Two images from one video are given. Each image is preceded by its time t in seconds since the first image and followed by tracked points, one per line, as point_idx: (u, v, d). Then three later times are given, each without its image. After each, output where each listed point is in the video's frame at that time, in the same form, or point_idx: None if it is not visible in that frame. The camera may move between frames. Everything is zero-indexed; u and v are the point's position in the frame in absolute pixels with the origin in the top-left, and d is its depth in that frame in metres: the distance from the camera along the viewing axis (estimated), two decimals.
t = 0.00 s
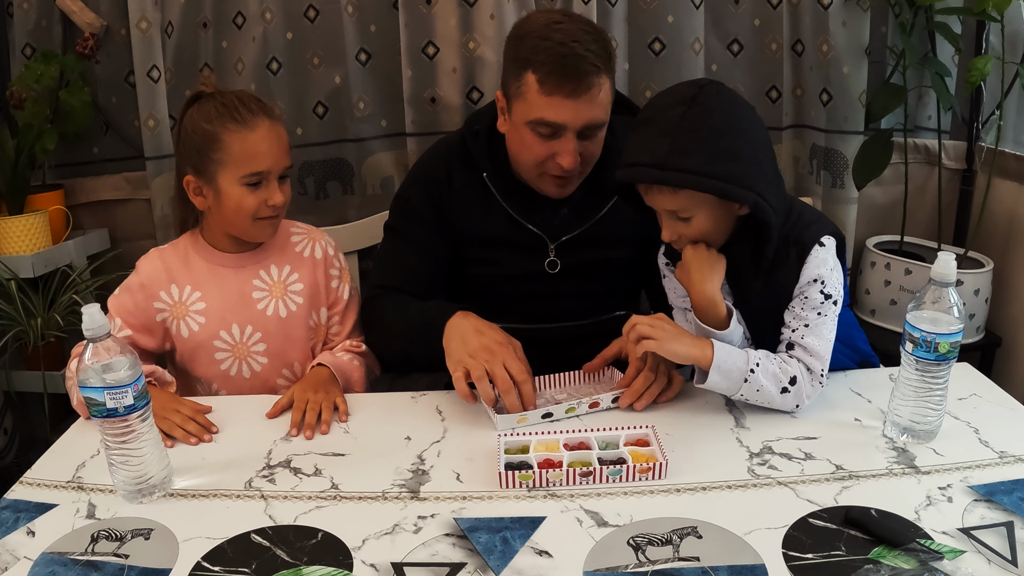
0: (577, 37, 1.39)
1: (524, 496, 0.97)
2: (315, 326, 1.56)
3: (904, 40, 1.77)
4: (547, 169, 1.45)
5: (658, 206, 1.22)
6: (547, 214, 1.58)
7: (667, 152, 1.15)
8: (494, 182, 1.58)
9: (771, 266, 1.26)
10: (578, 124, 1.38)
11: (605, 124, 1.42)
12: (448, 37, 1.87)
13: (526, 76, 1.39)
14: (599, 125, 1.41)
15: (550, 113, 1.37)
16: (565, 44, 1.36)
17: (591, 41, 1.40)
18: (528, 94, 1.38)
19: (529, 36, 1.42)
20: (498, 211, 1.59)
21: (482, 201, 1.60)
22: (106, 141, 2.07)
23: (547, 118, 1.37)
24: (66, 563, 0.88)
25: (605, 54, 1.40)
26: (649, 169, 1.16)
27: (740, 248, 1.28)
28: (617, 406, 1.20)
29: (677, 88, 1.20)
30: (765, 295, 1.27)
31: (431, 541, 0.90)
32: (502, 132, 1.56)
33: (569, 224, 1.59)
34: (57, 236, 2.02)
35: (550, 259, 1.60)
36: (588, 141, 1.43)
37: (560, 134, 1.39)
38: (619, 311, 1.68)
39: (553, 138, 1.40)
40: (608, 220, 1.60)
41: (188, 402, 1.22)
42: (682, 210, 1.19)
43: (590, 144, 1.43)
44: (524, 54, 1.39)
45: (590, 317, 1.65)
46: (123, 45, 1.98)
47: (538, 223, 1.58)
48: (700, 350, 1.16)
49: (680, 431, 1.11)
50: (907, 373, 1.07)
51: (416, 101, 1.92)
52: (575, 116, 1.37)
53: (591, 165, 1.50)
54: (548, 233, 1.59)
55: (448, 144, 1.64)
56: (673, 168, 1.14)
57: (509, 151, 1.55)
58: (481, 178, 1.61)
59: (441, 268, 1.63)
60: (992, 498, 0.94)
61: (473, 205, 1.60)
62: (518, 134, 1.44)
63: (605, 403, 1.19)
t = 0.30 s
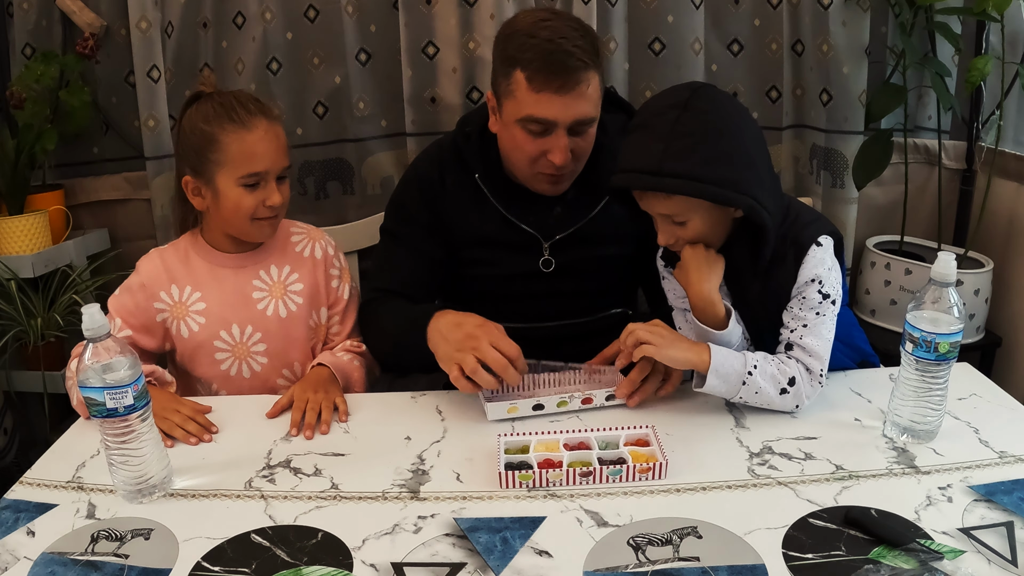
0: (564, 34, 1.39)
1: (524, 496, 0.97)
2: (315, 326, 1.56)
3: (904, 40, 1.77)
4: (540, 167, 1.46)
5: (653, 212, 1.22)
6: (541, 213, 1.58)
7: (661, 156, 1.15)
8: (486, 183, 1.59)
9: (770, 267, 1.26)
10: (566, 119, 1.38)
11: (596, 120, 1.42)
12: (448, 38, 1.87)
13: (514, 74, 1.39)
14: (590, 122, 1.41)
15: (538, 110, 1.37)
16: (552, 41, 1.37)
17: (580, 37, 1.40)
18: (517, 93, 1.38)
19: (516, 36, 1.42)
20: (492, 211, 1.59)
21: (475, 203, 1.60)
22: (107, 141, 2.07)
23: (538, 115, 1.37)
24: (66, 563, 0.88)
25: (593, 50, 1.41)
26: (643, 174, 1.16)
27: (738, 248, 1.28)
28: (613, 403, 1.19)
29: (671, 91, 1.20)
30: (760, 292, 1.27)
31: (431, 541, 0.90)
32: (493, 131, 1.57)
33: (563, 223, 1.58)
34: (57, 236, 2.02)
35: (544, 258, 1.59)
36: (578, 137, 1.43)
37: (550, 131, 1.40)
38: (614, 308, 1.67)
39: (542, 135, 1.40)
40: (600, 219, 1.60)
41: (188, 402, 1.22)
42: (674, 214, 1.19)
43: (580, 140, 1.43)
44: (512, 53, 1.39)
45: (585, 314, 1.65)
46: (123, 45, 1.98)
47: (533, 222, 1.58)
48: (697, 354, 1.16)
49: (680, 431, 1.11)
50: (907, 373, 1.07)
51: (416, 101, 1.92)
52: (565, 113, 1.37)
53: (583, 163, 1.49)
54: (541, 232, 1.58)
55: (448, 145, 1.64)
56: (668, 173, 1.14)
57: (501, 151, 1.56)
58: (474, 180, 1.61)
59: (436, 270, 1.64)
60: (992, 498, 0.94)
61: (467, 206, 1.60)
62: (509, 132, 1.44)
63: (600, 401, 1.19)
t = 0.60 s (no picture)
0: (557, 31, 1.39)
1: (524, 496, 0.97)
2: (314, 325, 1.56)
3: (904, 40, 1.77)
4: (533, 163, 1.46)
5: (644, 216, 1.22)
6: (537, 210, 1.59)
7: (652, 158, 1.15)
8: (481, 181, 1.59)
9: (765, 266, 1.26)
10: (560, 115, 1.38)
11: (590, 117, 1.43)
12: (448, 38, 1.87)
13: (508, 72, 1.39)
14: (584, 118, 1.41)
15: (531, 106, 1.37)
16: (544, 38, 1.37)
17: (573, 35, 1.40)
18: (510, 89, 1.39)
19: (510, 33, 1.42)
20: (488, 210, 1.59)
21: (469, 200, 1.60)
22: (107, 141, 2.07)
23: (531, 112, 1.38)
24: (66, 563, 0.88)
25: (586, 47, 1.41)
26: (635, 178, 1.16)
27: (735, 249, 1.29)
28: (605, 408, 1.19)
29: (659, 95, 1.21)
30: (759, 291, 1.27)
31: (431, 541, 0.90)
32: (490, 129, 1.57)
33: (559, 221, 1.59)
34: (57, 236, 2.02)
35: (540, 255, 1.60)
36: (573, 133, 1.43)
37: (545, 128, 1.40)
38: (612, 306, 1.66)
39: (536, 132, 1.41)
40: (598, 219, 1.60)
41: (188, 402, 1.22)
42: (667, 217, 1.19)
43: (576, 136, 1.43)
44: (506, 50, 1.40)
45: (582, 311, 1.64)
46: (123, 46, 1.98)
47: (529, 220, 1.58)
48: (690, 361, 1.16)
49: (680, 431, 1.11)
50: (908, 373, 1.07)
51: (416, 101, 1.92)
52: (557, 109, 1.37)
53: (580, 160, 1.50)
54: (536, 230, 1.59)
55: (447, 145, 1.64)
56: (661, 177, 1.14)
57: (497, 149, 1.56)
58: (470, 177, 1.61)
59: (431, 270, 1.65)
60: (992, 498, 0.94)
61: (463, 205, 1.60)
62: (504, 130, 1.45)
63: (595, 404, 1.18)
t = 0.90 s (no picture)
0: (548, 30, 1.39)
1: (524, 496, 0.97)
2: (314, 326, 1.56)
3: (904, 40, 1.77)
4: (528, 161, 1.46)
5: (635, 216, 1.22)
6: (533, 208, 1.59)
7: (637, 159, 1.15)
8: (476, 180, 1.59)
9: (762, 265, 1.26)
10: (551, 114, 1.39)
11: (583, 116, 1.43)
12: (448, 38, 1.87)
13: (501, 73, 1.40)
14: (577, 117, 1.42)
15: (522, 104, 1.38)
16: (535, 38, 1.38)
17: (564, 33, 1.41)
18: (503, 89, 1.39)
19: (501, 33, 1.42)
20: (482, 208, 1.60)
21: (465, 199, 1.60)
22: (106, 141, 2.07)
23: (524, 111, 1.39)
24: (66, 563, 0.88)
25: (578, 46, 1.41)
26: (624, 177, 1.16)
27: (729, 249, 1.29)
28: (604, 411, 1.18)
29: (645, 98, 1.22)
30: (758, 291, 1.27)
31: (431, 541, 0.90)
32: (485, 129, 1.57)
33: (554, 219, 1.59)
34: (57, 236, 2.02)
35: (534, 254, 1.60)
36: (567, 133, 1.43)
37: (538, 126, 1.41)
38: (609, 303, 1.66)
39: (531, 131, 1.41)
40: (598, 219, 1.60)
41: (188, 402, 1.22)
42: (656, 216, 1.19)
43: (569, 134, 1.43)
44: (498, 51, 1.40)
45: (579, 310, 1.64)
46: (123, 46, 1.98)
47: (523, 219, 1.59)
48: (679, 360, 1.16)
49: (680, 431, 1.11)
50: (908, 373, 1.08)
51: (416, 101, 1.92)
52: (549, 107, 1.38)
53: (575, 158, 1.50)
54: (531, 228, 1.59)
55: (447, 145, 1.64)
56: (650, 174, 1.14)
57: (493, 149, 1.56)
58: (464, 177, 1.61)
59: (421, 267, 1.69)
60: (992, 498, 0.94)
61: (458, 205, 1.61)
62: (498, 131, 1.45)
63: (591, 409, 1.17)
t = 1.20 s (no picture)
0: (535, 36, 1.40)
1: (524, 496, 0.97)
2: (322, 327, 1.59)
3: (904, 40, 1.77)
4: (520, 165, 1.45)
5: (632, 215, 1.22)
6: (530, 216, 1.59)
7: (635, 157, 1.15)
8: (471, 190, 1.58)
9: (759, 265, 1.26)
10: (541, 117, 1.39)
11: (574, 119, 1.43)
12: (448, 38, 1.87)
13: (489, 78, 1.41)
14: (568, 118, 1.42)
15: (512, 109, 1.38)
16: (522, 43, 1.38)
17: (552, 37, 1.41)
18: (493, 95, 1.40)
19: (491, 38, 1.43)
20: (479, 218, 1.60)
21: (464, 212, 1.60)
22: (106, 141, 2.07)
23: (513, 116, 1.39)
24: (67, 563, 0.88)
25: (566, 50, 1.42)
26: (622, 175, 1.15)
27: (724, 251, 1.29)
28: (604, 412, 1.18)
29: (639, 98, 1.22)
30: (758, 291, 1.28)
31: (431, 541, 0.90)
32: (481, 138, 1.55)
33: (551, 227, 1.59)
34: (57, 236, 2.02)
35: (533, 258, 1.59)
36: (558, 135, 1.43)
37: (526, 130, 1.41)
38: (607, 302, 1.66)
39: (519, 135, 1.42)
40: (597, 219, 1.60)
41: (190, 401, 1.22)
42: (655, 214, 1.19)
43: (560, 138, 1.43)
44: (488, 55, 1.41)
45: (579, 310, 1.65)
46: (123, 46, 1.98)
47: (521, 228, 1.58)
48: (670, 367, 1.15)
49: (680, 431, 1.11)
50: (908, 373, 1.08)
51: (416, 101, 1.92)
52: (538, 111, 1.38)
53: (567, 162, 1.49)
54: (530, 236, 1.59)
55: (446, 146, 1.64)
56: (652, 171, 1.13)
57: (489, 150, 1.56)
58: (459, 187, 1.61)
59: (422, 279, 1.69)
60: (992, 498, 0.94)
61: (457, 217, 1.61)
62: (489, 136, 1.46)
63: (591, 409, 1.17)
